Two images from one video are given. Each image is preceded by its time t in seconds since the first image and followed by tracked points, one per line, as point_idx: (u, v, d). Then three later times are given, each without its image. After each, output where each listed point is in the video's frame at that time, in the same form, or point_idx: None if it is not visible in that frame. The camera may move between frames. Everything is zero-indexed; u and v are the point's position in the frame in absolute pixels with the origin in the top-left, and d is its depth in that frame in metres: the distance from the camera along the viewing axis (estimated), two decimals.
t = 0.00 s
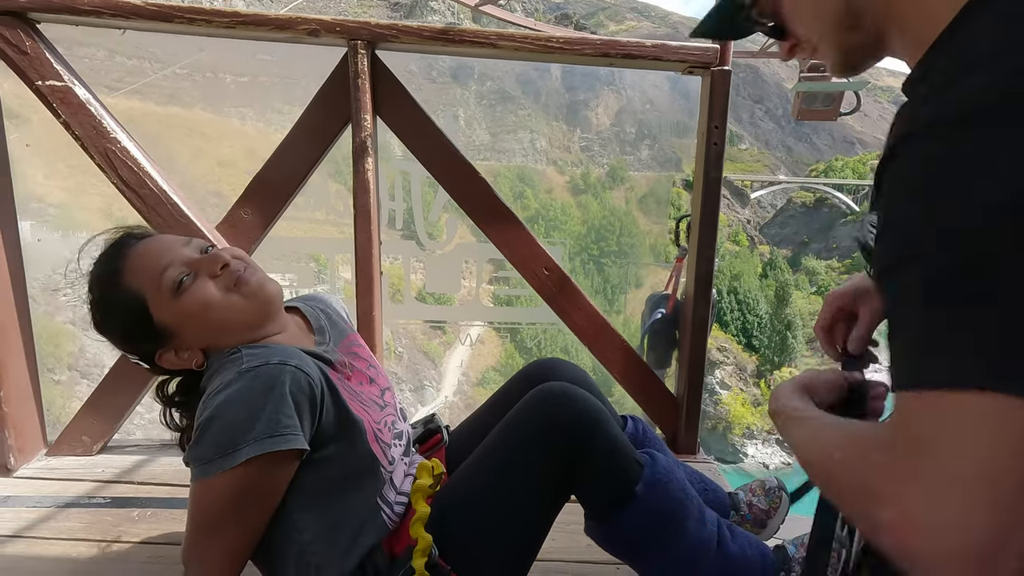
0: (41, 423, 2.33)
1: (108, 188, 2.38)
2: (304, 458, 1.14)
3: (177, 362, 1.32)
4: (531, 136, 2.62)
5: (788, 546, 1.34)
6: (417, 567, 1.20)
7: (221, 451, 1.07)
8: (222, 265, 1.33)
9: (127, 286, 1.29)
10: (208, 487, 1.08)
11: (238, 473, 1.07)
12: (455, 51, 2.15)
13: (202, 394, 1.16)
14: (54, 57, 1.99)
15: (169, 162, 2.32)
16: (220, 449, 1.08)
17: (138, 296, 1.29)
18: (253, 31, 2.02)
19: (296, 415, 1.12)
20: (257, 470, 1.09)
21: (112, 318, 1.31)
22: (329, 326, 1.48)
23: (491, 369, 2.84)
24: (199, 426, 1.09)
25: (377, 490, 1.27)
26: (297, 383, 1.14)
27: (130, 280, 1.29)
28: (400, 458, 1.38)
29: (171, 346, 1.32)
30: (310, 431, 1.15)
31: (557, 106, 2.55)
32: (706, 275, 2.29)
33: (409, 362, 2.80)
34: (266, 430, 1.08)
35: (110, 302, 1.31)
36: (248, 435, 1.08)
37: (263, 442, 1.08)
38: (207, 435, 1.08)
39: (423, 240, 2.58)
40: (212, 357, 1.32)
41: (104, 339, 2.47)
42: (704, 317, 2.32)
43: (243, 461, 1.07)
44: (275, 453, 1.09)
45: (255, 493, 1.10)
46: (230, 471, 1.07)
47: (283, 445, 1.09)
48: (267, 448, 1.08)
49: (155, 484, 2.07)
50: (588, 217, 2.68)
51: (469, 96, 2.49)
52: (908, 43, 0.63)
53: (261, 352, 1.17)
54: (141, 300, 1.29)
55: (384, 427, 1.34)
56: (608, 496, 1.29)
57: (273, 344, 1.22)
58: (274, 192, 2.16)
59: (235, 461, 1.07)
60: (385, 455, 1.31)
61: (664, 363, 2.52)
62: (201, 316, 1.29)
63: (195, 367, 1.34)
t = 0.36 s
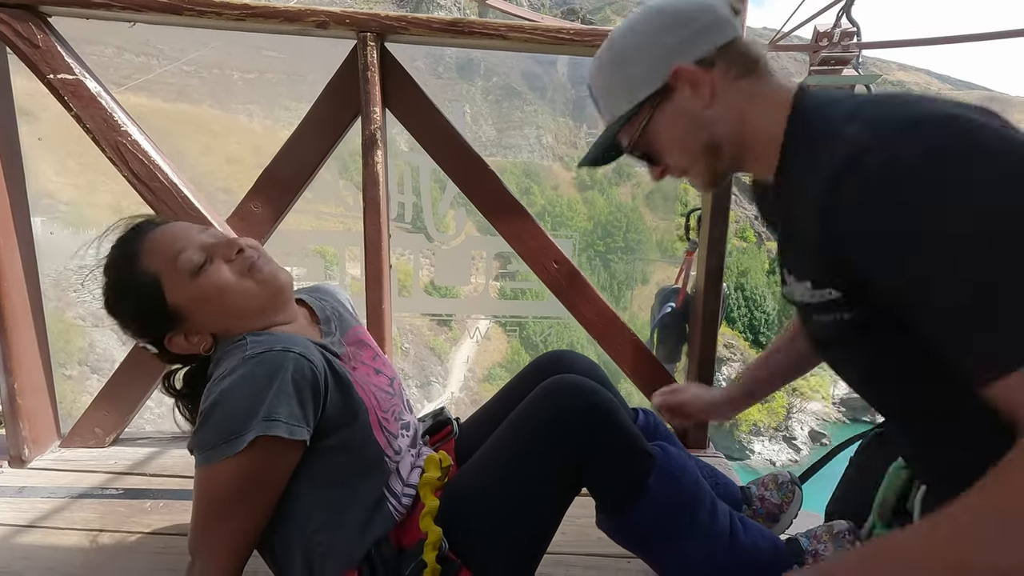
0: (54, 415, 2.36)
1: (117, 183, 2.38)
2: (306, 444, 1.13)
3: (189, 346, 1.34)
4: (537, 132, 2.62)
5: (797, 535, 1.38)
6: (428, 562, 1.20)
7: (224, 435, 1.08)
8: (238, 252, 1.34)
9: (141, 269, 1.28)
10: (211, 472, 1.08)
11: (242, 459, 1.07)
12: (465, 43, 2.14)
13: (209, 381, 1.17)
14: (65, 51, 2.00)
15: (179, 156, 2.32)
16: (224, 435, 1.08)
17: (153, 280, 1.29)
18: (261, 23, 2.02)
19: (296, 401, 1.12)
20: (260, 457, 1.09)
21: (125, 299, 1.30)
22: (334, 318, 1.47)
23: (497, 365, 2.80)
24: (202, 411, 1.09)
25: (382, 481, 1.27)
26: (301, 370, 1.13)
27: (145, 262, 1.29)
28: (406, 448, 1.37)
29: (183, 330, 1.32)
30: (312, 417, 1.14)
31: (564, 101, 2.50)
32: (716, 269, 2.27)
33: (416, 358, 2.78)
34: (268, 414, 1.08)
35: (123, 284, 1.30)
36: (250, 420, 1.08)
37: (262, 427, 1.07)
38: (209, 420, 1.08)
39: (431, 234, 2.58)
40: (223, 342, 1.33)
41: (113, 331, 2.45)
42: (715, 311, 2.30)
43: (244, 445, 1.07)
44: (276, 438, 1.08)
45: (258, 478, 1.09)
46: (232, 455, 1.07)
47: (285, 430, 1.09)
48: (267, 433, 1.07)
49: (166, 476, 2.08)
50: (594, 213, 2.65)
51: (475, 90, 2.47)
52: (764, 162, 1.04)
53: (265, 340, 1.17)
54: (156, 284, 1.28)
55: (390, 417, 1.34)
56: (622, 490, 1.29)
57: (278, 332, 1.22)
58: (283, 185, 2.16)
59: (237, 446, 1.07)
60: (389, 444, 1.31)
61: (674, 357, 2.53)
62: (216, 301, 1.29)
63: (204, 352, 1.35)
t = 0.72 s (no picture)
0: (62, 410, 2.37)
1: (123, 178, 2.36)
2: (316, 442, 1.14)
3: (257, 292, 1.22)
4: (541, 127, 2.54)
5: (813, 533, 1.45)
6: (433, 555, 1.21)
7: (237, 430, 1.08)
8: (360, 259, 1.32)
9: (280, 210, 1.21)
10: (223, 466, 1.08)
11: (253, 453, 1.08)
12: (469, 38, 2.14)
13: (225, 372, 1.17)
14: (70, 46, 2.01)
15: (184, 152, 2.33)
16: (237, 428, 1.09)
17: (286, 224, 1.21)
18: (265, 19, 2.02)
19: (309, 400, 1.13)
20: (270, 453, 1.10)
21: (235, 224, 1.20)
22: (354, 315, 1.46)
23: (501, 361, 2.79)
24: (216, 405, 1.10)
25: (391, 479, 1.28)
26: (315, 369, 1.14)
27: (290, 212, 1.22)
28: (421, 448, 1.37)
29: (265, 276, 1.21)
30: (323, 416, 1.15)
31: (567, 96, 2.48)
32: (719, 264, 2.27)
33: (421, 353, 2.78)
34: (280, 412, 1.09)
35: (252, 212, 1.20)
36: (263, 417, 1.09)
37: (275, 424, 1.09)
38: (223, 413, 1.09)
39: (435, 228, 2.58)
40: (291, 312, 1.24)
41: (120, 326, 2.44)
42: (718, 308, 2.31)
43: (256, 441, 1.08)
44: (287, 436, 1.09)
45: (269, 475, 1.11)
46: (244, 450, 1.08)
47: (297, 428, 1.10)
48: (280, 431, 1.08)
49: (174, 469, 2.10)
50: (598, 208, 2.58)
51: (478, 85, 2.44)
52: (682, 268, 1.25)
53: (282, 334, 1.17)
54: (287, 228, 1.20)
55: (405, 418, 1.33)
56: (627, 487, 1.31)
57: (295, 326, 1.22)
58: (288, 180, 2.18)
59: (249, 442, 1.08)
60: (400, 445, 1.30)
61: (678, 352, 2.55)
62: (323, 279, 1.24)
63: (265, 305, 1.24)
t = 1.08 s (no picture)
0: (65, 402, 2.38)
1: (125, 171, 2.36)
2: (321, 437, 1.14)
3: (297, 282, 1.20)
4: (543, 119, 2.54)
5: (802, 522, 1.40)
6: (435, 549, 1.22)
7: (242, 424, 1.08)
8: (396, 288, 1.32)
9: (355, 221, 1.20)
10: (228, 460, 1.09)
11: (258, 448, 1.09)
12: (470, 29, 2.13)
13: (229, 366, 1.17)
14: (70, 39, 2.00)
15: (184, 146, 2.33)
16: (241, 422, 1.09)
17: (353, 236, 1.19)
18: (265, 11, 2.02)
19: (314, 395, 1.13)
20: (275, 448, 1.10)
21: (306, 215, 1.17)
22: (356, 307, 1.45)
23: (504, 354, 2.79)
24: (221, 399, 1.10)
25: (395, 473, 1.29)
26: (319, 364, 1.14)
27: (364, 225, 1.20)
28: (423, 444, 1.38)
29: (313, 272, 1.20)
30: (327, 412, 1.16)
31: (569, 88, 2.49)
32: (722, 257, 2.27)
33: (423, 346, 2.78)
34: (285, 408, 1.09)
35: (328, 212, 1.18)
36: (269, 411, 1.09)
37: (280, 419, 1.09)
38: (228, 408, 1.09)
39: (436, 221, 2.58)
40: (319, 312, 1.24)
41: (122, 319, 2.47)
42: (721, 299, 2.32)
43: (262, 436, 1.08)
44: (292, 431, 1.10)
45: (274, 470, 1.11)
46: (251, 445, 1.08)
47: (303, 424, 1.10)
48: (285, 426, 1.09)
49: (178, 461, 2.11)
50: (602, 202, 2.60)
51: (480, 78, 2.44)
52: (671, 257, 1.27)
53: (288, 328, 1.17)
54: (352, 238, 1.19)
55: (410, 414, 1.34)
56: (628, 481, 1.32)
57: (299, 320, 1.21)
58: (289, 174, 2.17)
59: (254, 436, 1.08)
60: (403, 441, 1.31)
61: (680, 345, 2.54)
62: (361, 300, 1.24)
63: (299, 296, 1.23)
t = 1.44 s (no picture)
0: (61, 394, 2.37)
1: (119, 163, 2.33)
2: (315, 424, 1.14)
3: (315, 269, 1.19)
4: (541, 110, 2.51)
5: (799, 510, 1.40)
6: (433, 537, 1.22)
7: (234, 412, 1.08)
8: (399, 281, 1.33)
9: (372, 210, 1.20)
10: (220, 449, 1.08)
11: (251, 437, 1.08)
12: (468, 16, 2.11)
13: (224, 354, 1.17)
14: (60, 25, 1.97)
15: (180, 136, 2.31)
16: (233, 409, 1.08)
17: (369, 225, 1.20)
18: None
19: (307, 382, 1.12)
20: (268, 436, 1.09)
21: (325, 201, 1.17)
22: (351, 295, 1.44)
23: (502, 346, 2.77)
24: (213, 387, 1.10)
25: (391, 462, 1.28)
26: (311, 352, 1.13)
27: (380, 215, 1.22)
28: (420, 431, 1.37)
29: (330, 259, 1.19)
30: (321, 399, 1.15)
31: (568, 79, 2.45)
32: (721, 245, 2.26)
33: (421, 338, 2.77)
34: (278, 395, 1.09)
35: (347, 200, 1.18)
36: (261, 399, 1.08)
37: (273, 406, 1.08)
38: (220, 395, 1.09)
39: (434, 211, 2.56)
40: (329, 302, 1.23)
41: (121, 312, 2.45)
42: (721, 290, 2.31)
43: (254, 424, 1.08)
44: (286, 419, 1.09)
45: (267, 458, 1.10)
46: (244, 433, 1.08)
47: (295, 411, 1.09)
48: (277, 413, 1.08)
49: (175, 453, 2.10)
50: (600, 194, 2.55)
51: (478, 69, 2.41)
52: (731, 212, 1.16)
53: (281, 316, 1.17)
54: (367, 227, 1.20)
55: (404, 402, 1.32)
56: (627, 471, 1.29)
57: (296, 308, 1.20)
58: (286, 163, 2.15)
59: (246, 425, 1.08)
60: (400, 429, 1.30)
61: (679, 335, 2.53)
62: (372, 290, 1.24)
63: (315, 283, 1.21)
